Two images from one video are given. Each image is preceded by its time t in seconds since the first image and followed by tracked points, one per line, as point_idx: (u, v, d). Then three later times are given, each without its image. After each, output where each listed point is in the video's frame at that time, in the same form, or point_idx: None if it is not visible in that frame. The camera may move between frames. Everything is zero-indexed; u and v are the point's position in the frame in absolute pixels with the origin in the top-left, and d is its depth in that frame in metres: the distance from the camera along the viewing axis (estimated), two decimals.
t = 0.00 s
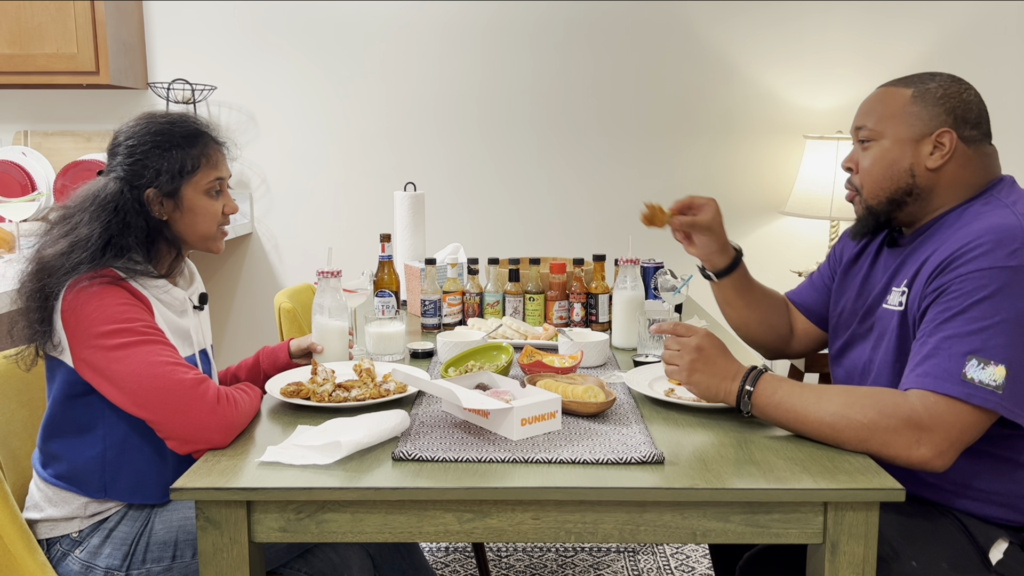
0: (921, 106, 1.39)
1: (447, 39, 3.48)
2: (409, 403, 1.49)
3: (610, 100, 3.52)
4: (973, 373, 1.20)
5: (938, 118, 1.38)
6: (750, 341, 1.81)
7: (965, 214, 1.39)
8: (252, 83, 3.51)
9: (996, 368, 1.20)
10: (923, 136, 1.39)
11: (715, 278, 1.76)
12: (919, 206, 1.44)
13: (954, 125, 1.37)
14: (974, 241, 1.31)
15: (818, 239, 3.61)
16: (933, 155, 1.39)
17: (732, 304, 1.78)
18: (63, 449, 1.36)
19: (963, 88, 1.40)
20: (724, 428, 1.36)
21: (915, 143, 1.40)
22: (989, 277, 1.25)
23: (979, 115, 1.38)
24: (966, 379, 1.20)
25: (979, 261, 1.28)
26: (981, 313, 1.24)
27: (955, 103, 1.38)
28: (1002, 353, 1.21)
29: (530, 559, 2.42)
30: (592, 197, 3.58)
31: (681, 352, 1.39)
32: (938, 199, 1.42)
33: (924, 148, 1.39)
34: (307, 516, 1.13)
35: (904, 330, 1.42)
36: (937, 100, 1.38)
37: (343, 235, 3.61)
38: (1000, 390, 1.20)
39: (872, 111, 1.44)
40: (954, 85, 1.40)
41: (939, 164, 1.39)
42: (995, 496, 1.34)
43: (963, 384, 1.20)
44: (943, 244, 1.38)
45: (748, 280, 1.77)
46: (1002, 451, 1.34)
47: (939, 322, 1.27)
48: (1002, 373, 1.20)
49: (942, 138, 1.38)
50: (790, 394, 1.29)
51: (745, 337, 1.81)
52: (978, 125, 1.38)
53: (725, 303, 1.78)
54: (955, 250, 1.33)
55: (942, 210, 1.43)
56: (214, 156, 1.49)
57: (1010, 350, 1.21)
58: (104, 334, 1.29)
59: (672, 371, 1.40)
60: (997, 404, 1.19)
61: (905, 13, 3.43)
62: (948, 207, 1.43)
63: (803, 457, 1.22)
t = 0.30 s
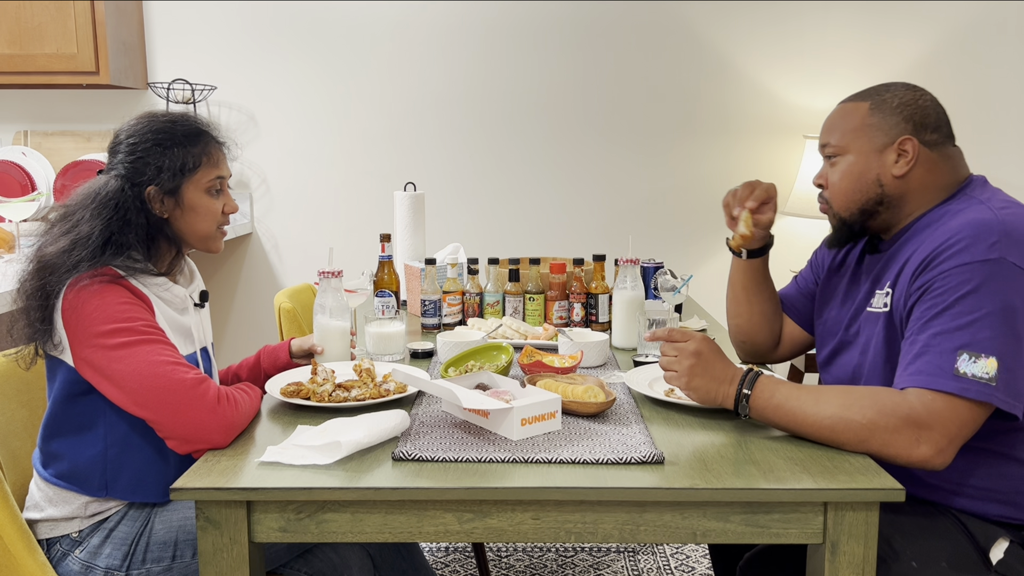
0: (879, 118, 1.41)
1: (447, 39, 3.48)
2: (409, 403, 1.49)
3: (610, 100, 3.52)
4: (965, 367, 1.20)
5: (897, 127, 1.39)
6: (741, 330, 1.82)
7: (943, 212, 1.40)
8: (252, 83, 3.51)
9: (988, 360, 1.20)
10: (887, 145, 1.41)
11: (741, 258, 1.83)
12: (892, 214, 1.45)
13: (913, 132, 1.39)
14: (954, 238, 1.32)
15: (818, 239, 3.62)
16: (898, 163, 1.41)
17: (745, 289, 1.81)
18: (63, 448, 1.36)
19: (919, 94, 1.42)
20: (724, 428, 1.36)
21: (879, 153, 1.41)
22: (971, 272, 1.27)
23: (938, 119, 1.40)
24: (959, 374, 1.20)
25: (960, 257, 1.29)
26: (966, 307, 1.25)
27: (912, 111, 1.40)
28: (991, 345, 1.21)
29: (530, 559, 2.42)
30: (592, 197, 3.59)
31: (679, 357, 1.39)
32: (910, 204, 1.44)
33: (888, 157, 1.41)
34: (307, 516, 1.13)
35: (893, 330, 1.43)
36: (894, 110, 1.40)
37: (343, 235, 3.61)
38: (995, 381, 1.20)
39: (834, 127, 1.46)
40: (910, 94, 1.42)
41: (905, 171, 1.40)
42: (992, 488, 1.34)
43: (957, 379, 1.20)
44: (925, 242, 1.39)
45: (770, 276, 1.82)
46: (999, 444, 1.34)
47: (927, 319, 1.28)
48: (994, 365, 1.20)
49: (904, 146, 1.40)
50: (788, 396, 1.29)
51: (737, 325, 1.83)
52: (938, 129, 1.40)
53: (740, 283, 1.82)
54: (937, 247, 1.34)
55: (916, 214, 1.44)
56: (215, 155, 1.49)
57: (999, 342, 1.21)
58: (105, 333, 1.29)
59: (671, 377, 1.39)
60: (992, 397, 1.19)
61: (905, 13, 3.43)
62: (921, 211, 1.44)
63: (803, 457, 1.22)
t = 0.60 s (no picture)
0: (857, 120, 1.43)
1: (448, 40, 3.48)
2: (409, 403, 1.49)
3: (610, 100, 3.52)
4: (949, 361, 1.21)
5: (874, 129, 1.41)
6: (739, 326, 1.81)
7: (922, 212, 1.41)
8: (252, 84, 3.51)
9: (972, 352, 1.20)
10: (865, 148, 1.43)
11: (734, 253, 1.82)
12: (874, 214, 1.46)
13: (890, 134, 1.41)
14: (930, 237, 1.32)
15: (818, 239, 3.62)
16: (876, 164, 1.42)
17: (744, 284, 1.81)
18: (64, 448, 1.36)
19: (896, 97, 1.44)
20: (723, 428, 1.36)
21: (857, 155, 1.43)
22: (948, 269, 1.26)
23: (915, 121, 1.42)
24: (944, 368, 1.21)
25: (937, 254, 1.29)
26: (945, 303, 1.24)
27: (889, 114, 1.42)
28: (974, 336, 1.21)
29: (530, 559, 2.42)
30: (592, 197, 3.59)
31: (674, 365, 1.36)
32: (891, 205, 1.45)
33: (867, 159, 1.43)
34: (307, 516, 1.13)
35: (879, 329, 1.44)
36: (871, 113, 1.43)
37: (344, 235, 3.61)
38: (980, 371, 1.20)
39: (816, 132, 1.49)
40: (887, 98, 1.44)
41: (883, 172, 1.42)
42: (991, 487, 1.34)
43: (942, 372, 1.20)
44: (904, 241, 1.39)
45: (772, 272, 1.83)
46: (998, 443, 1.34)
47: (909, 317, 1.28)
48: (978, 356, 1.20)
49: (881, 148, 1.42)
50: (786, 398, 1.28)
51: (733, 321, 1.82)
52: (915, 130, 1.42)
53: (739, 275, 1.82)
54: (915, 246, 1.34)
55: (897, 213, 1.46)
56: (210, 154, 1.49)
57: (981, 333, 1.21)
58: (104, 333, 1.28)
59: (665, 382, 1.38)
60: (980, 387, 1.19)
61: (906, 13, 3.43)
62: (903, 211, 1.45)
63: (803, 457, 1.22)
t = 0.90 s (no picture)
0: (854, 120, 1.43)
1: (448, 41, 3.48)
2: (409, 403, 1.49)
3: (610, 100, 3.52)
4: (949, 352, 1.21)
5: (872, 129, 1.42)
6: (739, 324, 1.81)
7: (922, 209, 1.41)
8: (252, 84, 3.51)
9: (970, 343, 1.20)
10: (863, 147, 1.43)
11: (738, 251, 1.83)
12: (872, 213, 1.46)
13: (887, 133, 1.41)
14: (928, 232, 1.32)
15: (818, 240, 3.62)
16: (874, 163, 1.43)
17: (741, 282, 1.82)
18: (66, 447, 1.36)
19: (893, 98, 1.44)
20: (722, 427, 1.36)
21: (856, 155, 1.43)
22: (945, 263, 1.27)
23: (912, 120, 1.42)
24: (944, 359, 1.20)
25: (934, 249, 1.29)
26: (944, 296, 1.25)
27: (886, 113, 1.42)
28: (972, 329, 1.21)
29: (530, 559, 2.42)
30: (592, 197, 3.59)
31: (668, 379, 1.34)
32: (889, 203, 1.45)
33: (865, 158, 1.43)
34: (307, 516, 1.13)
35: (877, 326, 1.44)
36: (869, 113, 1.43)
37: (344, 235, 3.61)
38: (979, 362, 1.20)
39: (815, 134, 1.49)
40: (883, 98, 1.44)
41: (881, 171, 1.42)
42: (990, 485, 1.35)
43: (941, 364, 1.20)
44: (902, 236, 1.40)
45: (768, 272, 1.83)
46: (997, 441, 1.35)
47: (908, 312, 1.28)
48: (977, 348, 1.20)
49: (879, 147, 1.42)
50: (781, 402, 1.27)
51: (734, 320, 1.82)
52: (912, 129, 1.42)
53: (736, 275, 1.83)
54: (913, 241, 1.34)
55: (896, 212, 1.45)
56: (211, 154, 1.49)
57: (979, 325, 1.21)
58: (104, 332, 1.29)
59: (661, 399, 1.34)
60: (979, 378, 1.19)
61: (905, 13, 3.43)
62: (902, 209, 1.45)
63: (803, 457, 1.22)
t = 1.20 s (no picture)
0: (856, 118, 1.44)
1: (448, 41, 3.49)
2: (409, 403, 1.49)
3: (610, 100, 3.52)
4: (952, 350, 1.21)
5: (874, 126, 1.42)
6: (742, 325, 1.81)
7: (924, 208, 1.41)
8: (252, 84, 3.51)
9: (973, 341, 1.20)
10: (865, 145, 1.43)
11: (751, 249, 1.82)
12: (873, 210, 1.46)
13: (889, 131, 1.41)
14: (930, 230, 1.32)
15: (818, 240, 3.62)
16: (876, 160, 1.43)
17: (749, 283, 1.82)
18: (67, 445, 1.36)
19: (895, 97, 1.45)
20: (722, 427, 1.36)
21: (857, 152, 1.44)
22: (948, 260, 1.27)
23: (914, 119, 1.42)
24: (947, 357, 1.21)
25: (936, 247, 1.30)
26: (946, 294, 1.25)
27: (889, 112, 1.43)
28: (975, 326, 1.21)
29: (530, 559, 2.42)
30: (592, 198, 3.59)
31: (665, 386, 1.34)
32: (890, 201, 1.45)
33: (866, 155, 1.43)
34: (307, 516, 1.13)
35: (880, 324, 1.44)
36: (871, 111, 1.43)
37: (344, 236, 3.61)
38: (982, 359, 1.20)
39: (817, 131, 1.49)
40: (886, 97, 1.45)
41: (882, 168, 1.42)
42: (990, 483, 1.35)
43: (944, 362, 1.20)
44: (905, 234, 1.40)
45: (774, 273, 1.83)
46: (998, 440, 1.34)
47: (910, 309, 1.29)
48: (980, 345, 1.20)
49: (881, 145, 1.42)
50: (781, 402, 1.27)
51: (738, 320, 1.82)
52: (914, 128, 1.42)
53: (744, 276, 1.83)
54: (916, 240, 1.35)
55: (898, 210, 1.46)
56: (212, 152, 1.49)
57: (982, 323, 1.21)
58: (106, 330, 1.29)
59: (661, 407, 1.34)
60: (981, 375, 1.19)
61: (906, 13, 3.43)
62: (903, 207, 1.45)
63: (803, 457, 1.22)
